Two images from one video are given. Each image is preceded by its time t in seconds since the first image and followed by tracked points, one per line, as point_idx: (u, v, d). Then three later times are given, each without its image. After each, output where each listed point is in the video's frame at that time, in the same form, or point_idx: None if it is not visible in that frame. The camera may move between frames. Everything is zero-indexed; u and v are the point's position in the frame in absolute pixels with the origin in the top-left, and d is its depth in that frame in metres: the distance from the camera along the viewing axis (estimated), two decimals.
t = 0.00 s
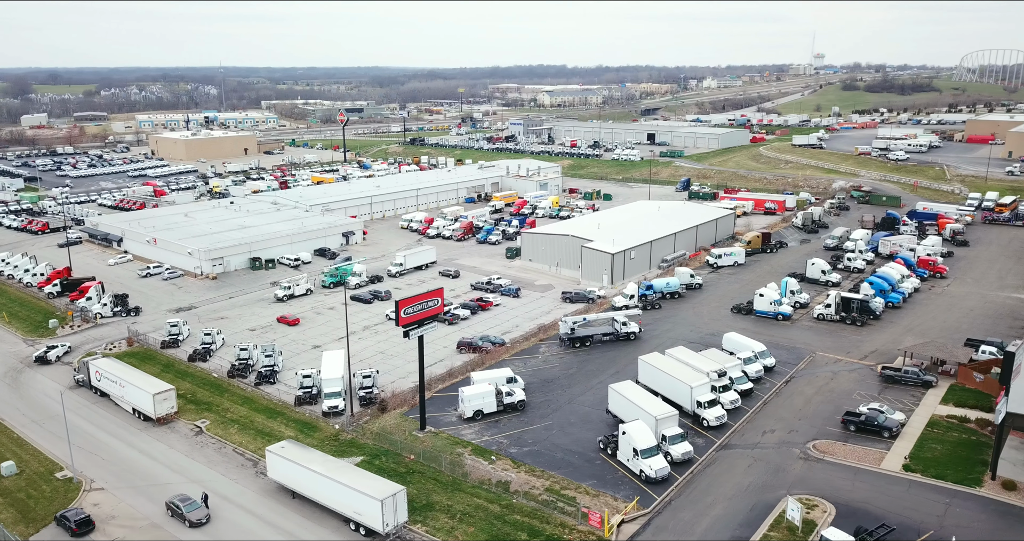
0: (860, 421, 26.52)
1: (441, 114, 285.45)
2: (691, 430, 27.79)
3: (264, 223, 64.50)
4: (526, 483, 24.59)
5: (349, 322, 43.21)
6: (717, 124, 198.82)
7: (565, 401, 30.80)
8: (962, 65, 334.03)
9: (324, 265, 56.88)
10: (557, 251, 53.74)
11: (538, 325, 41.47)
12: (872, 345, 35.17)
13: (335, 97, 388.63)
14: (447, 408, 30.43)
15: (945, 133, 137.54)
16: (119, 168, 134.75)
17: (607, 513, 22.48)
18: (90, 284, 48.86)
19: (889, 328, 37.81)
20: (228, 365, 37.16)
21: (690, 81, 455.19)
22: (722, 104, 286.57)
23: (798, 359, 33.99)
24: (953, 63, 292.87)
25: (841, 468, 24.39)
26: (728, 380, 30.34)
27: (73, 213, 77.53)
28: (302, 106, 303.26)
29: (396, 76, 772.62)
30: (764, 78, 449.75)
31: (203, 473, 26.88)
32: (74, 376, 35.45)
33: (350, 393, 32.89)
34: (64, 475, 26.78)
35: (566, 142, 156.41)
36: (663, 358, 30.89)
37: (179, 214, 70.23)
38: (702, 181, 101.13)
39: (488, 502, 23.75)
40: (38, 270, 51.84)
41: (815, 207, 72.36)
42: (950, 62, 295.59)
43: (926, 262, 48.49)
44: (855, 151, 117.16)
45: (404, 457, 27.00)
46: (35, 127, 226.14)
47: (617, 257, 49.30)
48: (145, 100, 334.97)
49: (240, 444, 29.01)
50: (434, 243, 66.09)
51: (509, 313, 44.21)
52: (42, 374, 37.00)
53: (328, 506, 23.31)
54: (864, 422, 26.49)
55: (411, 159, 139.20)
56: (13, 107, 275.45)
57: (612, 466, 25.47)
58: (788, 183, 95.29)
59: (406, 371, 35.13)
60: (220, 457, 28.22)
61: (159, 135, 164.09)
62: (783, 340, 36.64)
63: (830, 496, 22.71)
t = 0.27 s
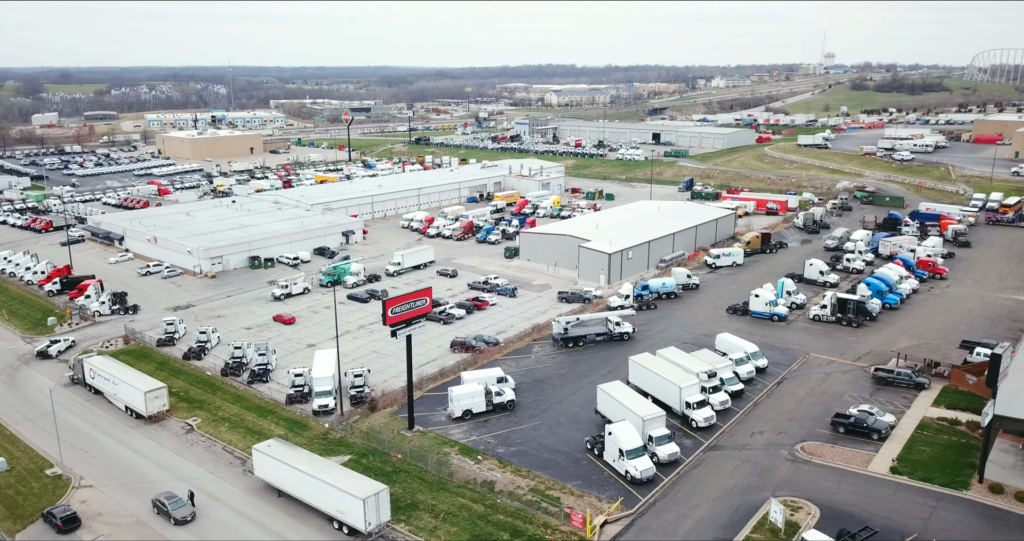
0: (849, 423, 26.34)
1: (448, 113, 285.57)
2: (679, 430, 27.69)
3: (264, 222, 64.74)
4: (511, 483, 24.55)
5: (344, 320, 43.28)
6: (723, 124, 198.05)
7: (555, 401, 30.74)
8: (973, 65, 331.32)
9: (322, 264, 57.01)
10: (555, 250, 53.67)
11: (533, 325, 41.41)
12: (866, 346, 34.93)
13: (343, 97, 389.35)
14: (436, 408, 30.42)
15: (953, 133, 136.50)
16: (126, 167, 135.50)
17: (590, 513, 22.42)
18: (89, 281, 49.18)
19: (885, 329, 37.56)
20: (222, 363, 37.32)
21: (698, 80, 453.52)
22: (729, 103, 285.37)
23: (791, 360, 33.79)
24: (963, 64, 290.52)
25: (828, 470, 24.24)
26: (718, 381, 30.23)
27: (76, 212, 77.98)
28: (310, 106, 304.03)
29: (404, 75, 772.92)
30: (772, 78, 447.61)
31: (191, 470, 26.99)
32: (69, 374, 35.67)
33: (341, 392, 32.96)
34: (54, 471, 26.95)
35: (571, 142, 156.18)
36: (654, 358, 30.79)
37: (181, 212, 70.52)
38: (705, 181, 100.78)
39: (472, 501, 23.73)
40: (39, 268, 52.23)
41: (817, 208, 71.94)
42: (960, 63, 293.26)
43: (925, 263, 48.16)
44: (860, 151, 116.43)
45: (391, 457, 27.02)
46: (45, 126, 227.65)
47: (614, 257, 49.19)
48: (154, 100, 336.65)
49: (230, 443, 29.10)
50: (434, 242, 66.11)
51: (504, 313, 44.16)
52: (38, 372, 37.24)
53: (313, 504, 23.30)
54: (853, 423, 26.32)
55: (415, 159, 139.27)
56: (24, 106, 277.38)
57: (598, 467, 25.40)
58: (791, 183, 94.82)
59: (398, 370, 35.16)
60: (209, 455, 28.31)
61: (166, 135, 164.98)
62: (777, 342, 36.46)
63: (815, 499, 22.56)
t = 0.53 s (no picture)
0: (838, 424, 26.17)
1: (455, 113, 285.70)
2: (668, 431, 27.59)
3: (264, 221, 64.96)
4: (496, 483, 24.52)
5: (340, 319, 43.36)
6: (730, 124, 197.27)
7: (545, 401, 30.68)
8: (984, 65, 328.63)
9: (321, 263, 57.13)
10: (553, 250, 53.59)
11: (527, 325, 41.34)
12: (861, 348, 34.69)
13: (352, 96, 390.18)
14: (426, 407, 30.40)
15: (960, 133, 135.40)
16: (132, 166, 136.27)
17: (574, 514, 22.36)
18: (88, 280, 49.47)
19: (881, 331, 37.28)
20: (216, 361, 37.44)
21: (707, 80, 451.27)
22: (737, 103, 284.14)
23: (785, 361, 33.60)
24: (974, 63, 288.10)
25: (816, 472, 24.09)
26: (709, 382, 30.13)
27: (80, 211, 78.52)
28: (318, 106, 304.82)
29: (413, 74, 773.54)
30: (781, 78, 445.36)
31: (179, 468, 27.09)
32: (65, 371, 35.88)
33: (333, 391, 33.04)
34: (44, 468, 27.14)
35: (576, 142, 155.92)
36: (645, 359, 30.68)
37: (183, 211, 70.88)
38: (709, 181, 100.39)
39: (457, 501, 23.71)
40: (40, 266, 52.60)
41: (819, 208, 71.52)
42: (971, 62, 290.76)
43: (925, 264, 47.81)
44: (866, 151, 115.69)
45: (378, 456, 27.05)
46: (56, 125, 229.27)
47: (611, 257, 49.07)
48: (164, 99, 338.44)
49: (220, 441, 29.20)
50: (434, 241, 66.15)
51: (500, 313, 44.13)
52: (34, 369, 37.49)
53: (298, 502, 23.34)
54: (842, 425, 26.15)
55: (420, 158, 139.38)
56: (36, 106, 279.38)
57: (585, 467, 25.33)
58: (795, 183, 94.34)
59: (390, 369, 35.17)
60: (199, 453, 28.41)
61: (173, 134, 165.74)
62: (772, 343, 36.27)
63: (800, 501, 22.44)
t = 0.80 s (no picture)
0: (825, 427, 25.98)
1: (463, 112, 286.01)
2: (654, 433, 27.46)
3: (265, 220, 65.19)
4: (479, 483, 24.49)
5: (335, 319, 43.44)
6: (737, 124, 196.38)
7: (533, 402, 30.60)
8: (996, 65, 325.54)
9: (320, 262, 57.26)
10: (550, 250, 53.50)
11: (521, 325, 41.26)
12: (854, 350, 34.41)
13: (362, 96, 391.90)
14: (414, 407, 30.41)
15: (969, 133, 134.22)
16: (140, 165, 137.16)
17: (555, 515, 22.29)
18: (87, 278, 49.80)
19: (875, 333, 37.00)
20: (210, 360, 37.58)
21: (716, 80, 449.53)
22: (748, 103, 282.87)
23: (777, 363, 33.38)
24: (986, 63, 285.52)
25: (800, 474, 23.93)
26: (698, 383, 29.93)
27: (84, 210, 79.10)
28: (326, 106, 305.98)
29: (422, 74, 774.47)
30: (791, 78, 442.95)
31: (166, 466, 27.20)
32: (59, 369, 36.13)
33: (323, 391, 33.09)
34: (33, 465, 27.34)
35: (581, 142, 155.68)
36: (634, 360, 30.54)
37: (185, 210, 71.27)
38: (713, 181, 99.94)
39: (439, 501, 23.68)
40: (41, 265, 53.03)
41: (822, 209, 71.05)
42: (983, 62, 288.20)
43: (924, 265, 47.43)
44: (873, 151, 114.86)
45: (364, 455, 27.09)
46: (68, 125, 231.46)
47: (608, 257, 48.92)
48: (177, 99, 340.86)
49: (209, 440, 29.30)
50: (434, 241, 66.18)
51: (494, 313, 44.09)
52: (30, 367, 37.77)
53: (280, 501, 23.36)
54: (829, 428, 25.96)
55: (425, 158, 139.54)
56: (48, 106, 281.84)
57: (569, 468, 25.26)
58: (800, 183, 93.73)
59: (381, 368, 35.18)
60: (186, 451, 28.52)
61: (180, 134, 166.73)
62: (764, 344, 36.06)
63: (783, 503, 22.29)
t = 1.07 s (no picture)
0: (814, 429, 25.82)
1: (469, 113, 286.41)
2: (642, 434, 27.36)
3: (265, 220, 65.42)
4: (464, 484, 24.44)
5: (330, 319, 43.50)
6: (743, 125, 195.72)
7: (523, 403, 30.54)
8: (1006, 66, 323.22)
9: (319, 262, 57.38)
10: (548, 251, 53.44)
11: (515, 325, 41.19)
12: (848, 352, 34.18)
13: (370, 97, 392.88)
14: (404, 407, 30.43)
15: (976, 134, 133.35)
16: (146, 165, 137.92)
17: (538, 517, 22.22)
18: (86, 277, 50.07)
19: (870, 336, 36.74)
20: (204, 359, 37.71)
21: (723, 80, 448.21)
22: (755, 104, 281.88)
23: (769, 365, 33.22)
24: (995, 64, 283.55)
25: (786, 477, 23.78)
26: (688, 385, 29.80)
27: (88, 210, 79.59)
28: (334, 106, 307.05)
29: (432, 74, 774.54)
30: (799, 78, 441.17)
31: (155, 465, 27.28)
32: (54, 368, 36.34)
33: (313, 391, 33.16)
34: (24, 463, 27.48)
35: (585, 142, 155.54)
36: (624, 361, 30.45)
37: (186, 210, 71.60)
38: (716, 182, 99.55)
39: (423, 502, 23.65)
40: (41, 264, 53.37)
41: (824, 210, 70.68)
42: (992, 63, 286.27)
43: (923, 267, 47.12)
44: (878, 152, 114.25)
45: (351, 455, 27.13)
46: (77, 124, 233.40)
47: (605, 258, 48.82)
48: (186, 99, 342.91)
49: (198, 439, 29.39)
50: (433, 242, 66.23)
51: (489, 313, 44.05)
52: (26, 365, 38.00)
53: (264, 501, 23.40)
54: (817, 430, 25.80)
55: (429, 159, 139.78)
56: (58, 106, 283.83)
57: (555, 469, 25.20)
58: (803, 185, 93.05)
59: (373, 368, 35.19)
60: (176, 450, 28.61)
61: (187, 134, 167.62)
62: (758, 346, 35.88)
63: (767, 506, 22.16)
